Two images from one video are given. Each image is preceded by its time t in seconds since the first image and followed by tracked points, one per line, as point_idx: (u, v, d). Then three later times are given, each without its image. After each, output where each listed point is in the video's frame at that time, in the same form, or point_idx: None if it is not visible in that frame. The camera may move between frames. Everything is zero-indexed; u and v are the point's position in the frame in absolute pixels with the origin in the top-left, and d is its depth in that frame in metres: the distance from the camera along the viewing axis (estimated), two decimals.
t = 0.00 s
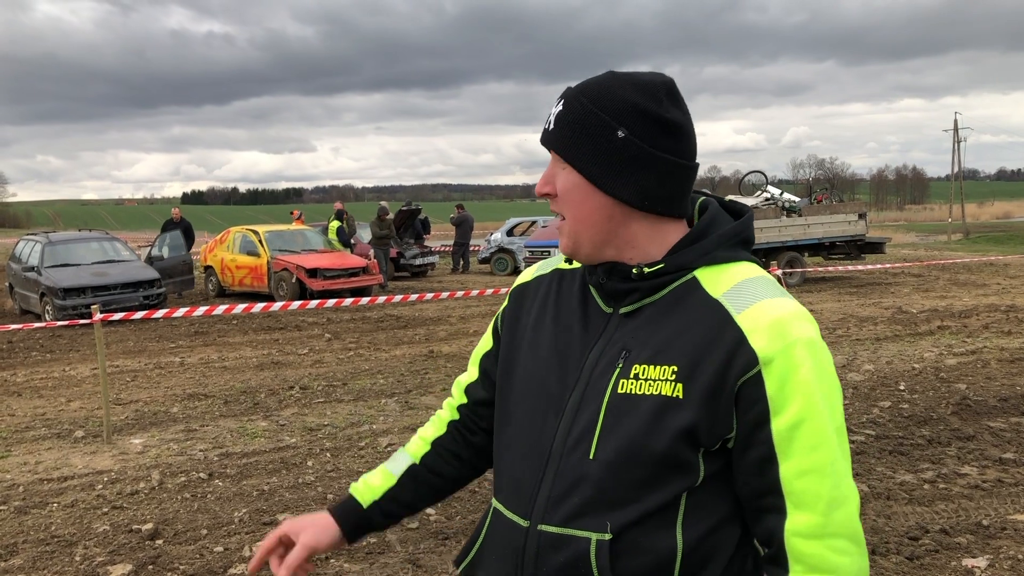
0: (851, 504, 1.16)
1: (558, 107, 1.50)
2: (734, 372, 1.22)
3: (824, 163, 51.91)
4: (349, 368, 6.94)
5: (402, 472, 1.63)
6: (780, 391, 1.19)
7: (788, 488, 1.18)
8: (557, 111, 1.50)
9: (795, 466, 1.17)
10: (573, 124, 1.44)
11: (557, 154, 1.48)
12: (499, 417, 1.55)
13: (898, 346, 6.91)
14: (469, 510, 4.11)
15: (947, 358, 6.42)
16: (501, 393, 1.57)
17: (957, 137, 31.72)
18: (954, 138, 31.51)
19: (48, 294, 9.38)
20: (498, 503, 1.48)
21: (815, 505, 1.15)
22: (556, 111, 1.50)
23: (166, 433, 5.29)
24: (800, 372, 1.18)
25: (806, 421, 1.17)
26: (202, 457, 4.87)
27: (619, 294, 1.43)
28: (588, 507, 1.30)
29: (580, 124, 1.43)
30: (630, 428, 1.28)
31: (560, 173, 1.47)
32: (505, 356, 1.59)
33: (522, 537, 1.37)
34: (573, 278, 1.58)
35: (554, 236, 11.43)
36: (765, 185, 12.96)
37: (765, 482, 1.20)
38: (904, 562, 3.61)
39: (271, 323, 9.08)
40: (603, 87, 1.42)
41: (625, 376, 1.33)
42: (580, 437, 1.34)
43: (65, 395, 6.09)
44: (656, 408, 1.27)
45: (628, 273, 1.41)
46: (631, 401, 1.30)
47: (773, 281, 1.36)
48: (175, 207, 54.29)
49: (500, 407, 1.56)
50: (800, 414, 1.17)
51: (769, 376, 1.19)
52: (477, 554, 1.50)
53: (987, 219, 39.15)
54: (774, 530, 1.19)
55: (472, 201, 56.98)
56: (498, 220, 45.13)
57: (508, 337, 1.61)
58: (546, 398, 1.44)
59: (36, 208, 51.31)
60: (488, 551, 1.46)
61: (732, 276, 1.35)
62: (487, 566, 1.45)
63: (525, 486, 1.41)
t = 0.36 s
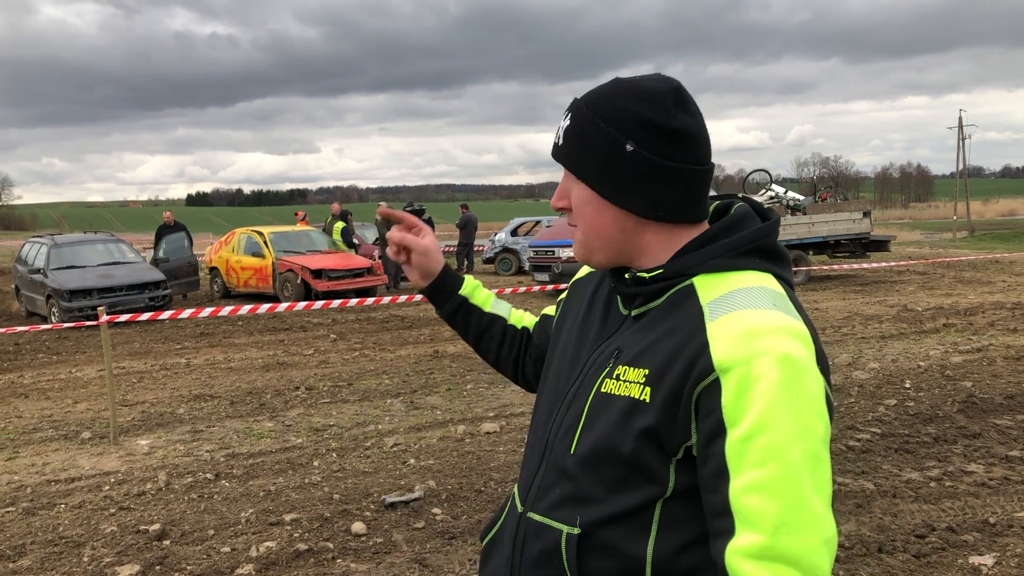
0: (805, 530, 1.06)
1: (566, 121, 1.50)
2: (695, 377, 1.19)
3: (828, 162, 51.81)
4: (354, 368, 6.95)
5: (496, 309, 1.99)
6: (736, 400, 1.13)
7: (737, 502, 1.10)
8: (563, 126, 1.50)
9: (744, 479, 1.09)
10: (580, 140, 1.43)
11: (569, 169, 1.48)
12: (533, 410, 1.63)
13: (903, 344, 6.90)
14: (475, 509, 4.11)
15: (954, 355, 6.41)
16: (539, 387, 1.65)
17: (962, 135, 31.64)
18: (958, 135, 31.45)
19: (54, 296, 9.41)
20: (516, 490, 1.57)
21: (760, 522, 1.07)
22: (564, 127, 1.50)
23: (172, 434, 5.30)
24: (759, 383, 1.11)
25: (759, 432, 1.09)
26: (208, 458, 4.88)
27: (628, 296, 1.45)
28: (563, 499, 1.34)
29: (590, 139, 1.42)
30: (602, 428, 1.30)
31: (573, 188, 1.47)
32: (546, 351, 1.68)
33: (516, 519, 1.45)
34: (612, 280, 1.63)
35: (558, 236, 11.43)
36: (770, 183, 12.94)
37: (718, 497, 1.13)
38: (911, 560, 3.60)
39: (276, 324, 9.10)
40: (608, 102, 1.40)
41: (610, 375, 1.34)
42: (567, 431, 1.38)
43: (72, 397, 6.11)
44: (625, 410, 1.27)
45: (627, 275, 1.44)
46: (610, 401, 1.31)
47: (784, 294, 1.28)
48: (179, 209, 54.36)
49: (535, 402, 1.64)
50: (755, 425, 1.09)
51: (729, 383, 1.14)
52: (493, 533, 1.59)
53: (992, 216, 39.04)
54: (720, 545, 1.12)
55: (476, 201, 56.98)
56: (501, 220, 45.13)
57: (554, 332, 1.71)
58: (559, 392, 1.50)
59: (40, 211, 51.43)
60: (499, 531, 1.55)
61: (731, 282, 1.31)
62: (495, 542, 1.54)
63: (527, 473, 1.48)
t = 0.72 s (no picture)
0: (869, 515, 1.23)
1: (655, 104, 1.45)
2: (773, 372, 1.28)
3: (828, 160, 51.76)
4: (354, 369, 6.95)
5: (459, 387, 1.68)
6: (815, 393, 1.25)
7: (812, 489, 1.23)
8: (656, 108, 1.45)
9: (821, 467, 1.23)
10: (686, 126, 1.43)
11: (657, 153, 1.45)
12: (522, 412, 1.60)
13: (903, 343, 6.89)
14: (476, 509, 4.12)
15: (953, 354, 6.41)
16: (523, 387, 1.61)
17: (961, 133, 31.59)
18: (958, 134, 31.42)
19: (54, 298, 9.41)
20: (520, 501, 1.53)
21: (837, 508, 1.21)
22: (656, 106, 1.45)
23: (173, 435, 5.30)
24: (837, 377, 1.25)
25: (838, 423, 1.23)
26: (209, 459, 4.88)
27: (656, 293, 1.48)
28: (615, 508, 1.34)
29: (699, 125, 1.43)
30: (665, 430, 1.33)
31: (661, 173, 1.44)
32: (524, 350, 1.64)
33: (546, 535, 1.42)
34: (599, 276, 1.64)
35: (558, 235, 11.42)
36: (769, 182, 12.94)
37: (789, 485, 1.25)
38: (912, 558, 3.61)
39: (276, 325, 9.10)
40: (703, 90, 1.47)
41: (660, 375, 1.38)
42: (611, 436, 1.39)
43: (73, 398, 6.11)
44: (693, 410, 1.32)
45: (673, 273, 1.46)
46: (667, 402, 1.35)
47: (810, 289, 1.42)
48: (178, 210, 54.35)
49: (519, 404, 1.61)
50: (835, 417, 1.23)
51: (808, 376, 1.26)
52: (496, 551, 1.53)
53: (993, 214, 39.00)
54: (791, 531, 1.24)
55: (475, 201, 56.96)
56: (501, 220, 45.09)
57: (527, 328, 1.67)
58: (574, 396, 1.49)
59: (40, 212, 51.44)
60: (507, 549, 1.49)
61: (774, 281, 1.42)
62: (506, 562, 1.48)
63: (552, 484, 1.45)
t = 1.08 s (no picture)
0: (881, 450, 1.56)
1: (654, 104, 1.48)
2: (790, 362, 1.47)
3: (825, 159, 51.79)
4: (351, 368, 6.94)
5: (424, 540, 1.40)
6: (827, 374, 1.49)
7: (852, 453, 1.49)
8: (656, 108, 1.47)
9: (854, 432, 1.49)
10: (684, 128, 1.49)
11: (652, 154, 1.49)
12: (505, 433, 1.47)
13: (899, 342, 6.89)
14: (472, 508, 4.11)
15: (949, 352, 6.42)
16: (504, 407, 1.46)
17: (958, 132, 31.61)
18: (955, 132, 31.44)
19: (50, 297, 9.38)
20: (528, 531, 1.40)
21: (875, 459, 1.51)
22: (654, 106, 1.48)
23: (169, 434, 5.30)
24: (829, 354, 1.52)
25: (848, 391, 1.51)
26: (206, 458, 4.87)
27: (642, 295, 1.48)
28: (667, 514, 1.35)
29: (693, 128, 1.50)
30: (701, 427, 1.40)
31: (656, 174, 1.49)
32: (497, 369, 1.47)
33: (592, 560, 1.35)
34: (560, 281, 1.54)
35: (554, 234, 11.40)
36: (766, 181, 12.95)
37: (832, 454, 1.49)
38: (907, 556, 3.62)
39: (274, 324, 9.09)
40: (689, 94, 1.54)
41: (680, 376, 1.43)
42: (645, 443, 1.39)
43: (69, 398, 6.10)
44: (724, 405, 1.42)
45: (663, 274, 1.48)
46: (693, 400, 1.42)
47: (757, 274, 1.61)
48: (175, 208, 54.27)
49: (501, 423, 1.47)
50: (843, 388, 1.50)
51: (815, 360, 1.49)
52: None
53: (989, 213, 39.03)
54: (855, 490, 1.49)
55: (473, 199, 56.91)
56: (499, 219, 45.05)
57: (495, 344, 1.49)
58: (587, 409, 1.41)
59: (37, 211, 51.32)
60: None
61: (739, 275, 1.56)
62: None
63: (582, 506, 1.38)
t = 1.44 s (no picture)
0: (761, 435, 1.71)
1: (562, 94, 1.49)
2: (705, 342, 1.57)
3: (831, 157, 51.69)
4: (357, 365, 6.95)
5: None
6: (729, 356, 1.61)
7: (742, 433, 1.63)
8: (565, 99, 1.48)
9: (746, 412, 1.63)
10: (593, 116, 1.51)
11: (564, 145, 1.50)
12: (446, 448, 1.42)
13: (906, 340, 6.87)
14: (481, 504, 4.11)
15: (956, 351, 6.41)
16: (443, 422, 1.41)
17: (965, 130, 31.50)
18: (962, 131, 31.34)
19: (57, 293, 9.40)
20: (489, 549, 1.38)
21: (758, 442, 1.67)
22: (563, 97, 1.49)
23: (176, 430, 5.30)
24: (730, 338, 1.65)
25: (743, 375, 1.64)
26: (212, 454, 4.88)
27: (566, 291, 1.49)
28: (627, 508, 1.41)
29: (602, 114, 1.53)
30: (645, 417, 1.45)
31: (570, 165, 1.50)
32: (431, 385, 1.40)
33: (565, 566, 1.37)
34: (481, 282, 1.49)
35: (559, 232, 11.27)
36: (772, 179, 12.92)
37: (727, 434, 1.62)
38: (914, 555, 3.61)
39: (279, 321, 9.10)
40: (592, 80, 1.56)
41: (618, 369, 1.46)
42: (597, 442, 1.41)
43: (76, 394, 6.11)
44: (660, 393, 1.48)
45: (585, 266, 1.50)
46: (633, 391, 1.46)
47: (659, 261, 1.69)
48: (181, 206, 54.35)
49: (443, 437, 1.42)
50: (741, 370, 1.64)
51: (722, 341, 1.60)
52: None
53: (996, 212, 38.90)
54: (740, 470, 1.63)
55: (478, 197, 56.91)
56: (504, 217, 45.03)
57: (427, 357, 1.41)
58: (535, 416, 1.40)
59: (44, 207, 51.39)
60: None
61: (649, 259, 1.64)
62: None
63: (545, 516, 1.38)
